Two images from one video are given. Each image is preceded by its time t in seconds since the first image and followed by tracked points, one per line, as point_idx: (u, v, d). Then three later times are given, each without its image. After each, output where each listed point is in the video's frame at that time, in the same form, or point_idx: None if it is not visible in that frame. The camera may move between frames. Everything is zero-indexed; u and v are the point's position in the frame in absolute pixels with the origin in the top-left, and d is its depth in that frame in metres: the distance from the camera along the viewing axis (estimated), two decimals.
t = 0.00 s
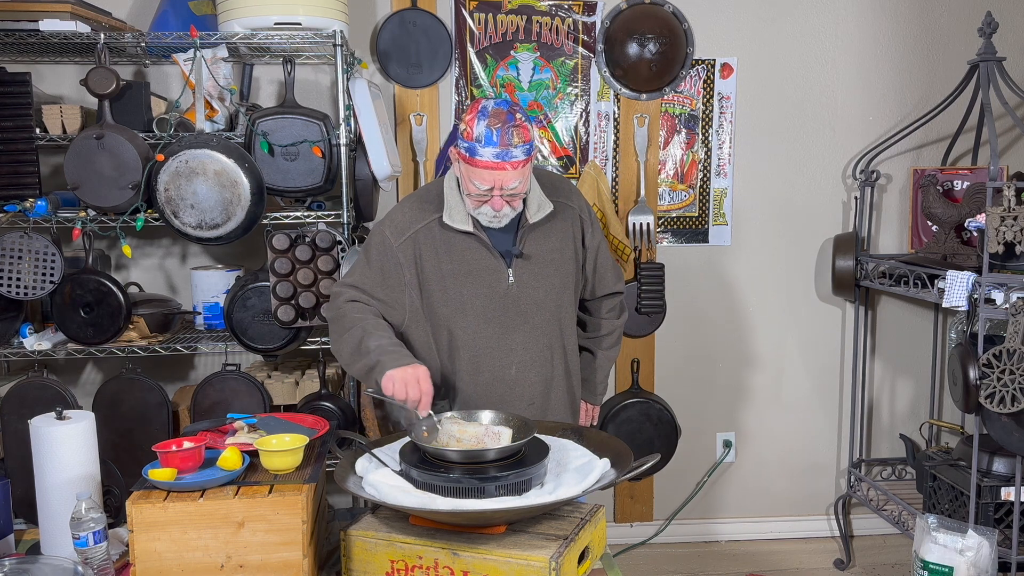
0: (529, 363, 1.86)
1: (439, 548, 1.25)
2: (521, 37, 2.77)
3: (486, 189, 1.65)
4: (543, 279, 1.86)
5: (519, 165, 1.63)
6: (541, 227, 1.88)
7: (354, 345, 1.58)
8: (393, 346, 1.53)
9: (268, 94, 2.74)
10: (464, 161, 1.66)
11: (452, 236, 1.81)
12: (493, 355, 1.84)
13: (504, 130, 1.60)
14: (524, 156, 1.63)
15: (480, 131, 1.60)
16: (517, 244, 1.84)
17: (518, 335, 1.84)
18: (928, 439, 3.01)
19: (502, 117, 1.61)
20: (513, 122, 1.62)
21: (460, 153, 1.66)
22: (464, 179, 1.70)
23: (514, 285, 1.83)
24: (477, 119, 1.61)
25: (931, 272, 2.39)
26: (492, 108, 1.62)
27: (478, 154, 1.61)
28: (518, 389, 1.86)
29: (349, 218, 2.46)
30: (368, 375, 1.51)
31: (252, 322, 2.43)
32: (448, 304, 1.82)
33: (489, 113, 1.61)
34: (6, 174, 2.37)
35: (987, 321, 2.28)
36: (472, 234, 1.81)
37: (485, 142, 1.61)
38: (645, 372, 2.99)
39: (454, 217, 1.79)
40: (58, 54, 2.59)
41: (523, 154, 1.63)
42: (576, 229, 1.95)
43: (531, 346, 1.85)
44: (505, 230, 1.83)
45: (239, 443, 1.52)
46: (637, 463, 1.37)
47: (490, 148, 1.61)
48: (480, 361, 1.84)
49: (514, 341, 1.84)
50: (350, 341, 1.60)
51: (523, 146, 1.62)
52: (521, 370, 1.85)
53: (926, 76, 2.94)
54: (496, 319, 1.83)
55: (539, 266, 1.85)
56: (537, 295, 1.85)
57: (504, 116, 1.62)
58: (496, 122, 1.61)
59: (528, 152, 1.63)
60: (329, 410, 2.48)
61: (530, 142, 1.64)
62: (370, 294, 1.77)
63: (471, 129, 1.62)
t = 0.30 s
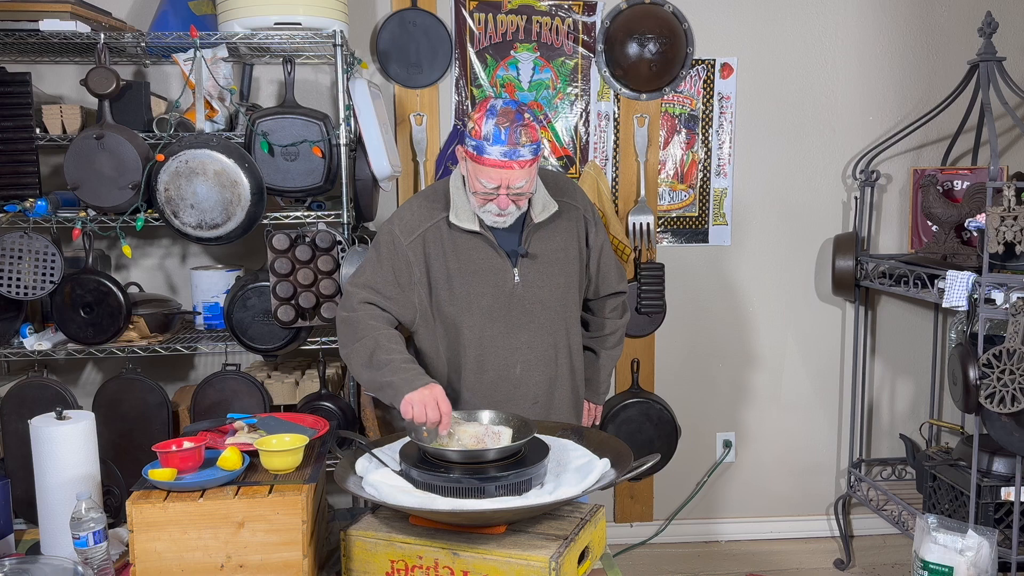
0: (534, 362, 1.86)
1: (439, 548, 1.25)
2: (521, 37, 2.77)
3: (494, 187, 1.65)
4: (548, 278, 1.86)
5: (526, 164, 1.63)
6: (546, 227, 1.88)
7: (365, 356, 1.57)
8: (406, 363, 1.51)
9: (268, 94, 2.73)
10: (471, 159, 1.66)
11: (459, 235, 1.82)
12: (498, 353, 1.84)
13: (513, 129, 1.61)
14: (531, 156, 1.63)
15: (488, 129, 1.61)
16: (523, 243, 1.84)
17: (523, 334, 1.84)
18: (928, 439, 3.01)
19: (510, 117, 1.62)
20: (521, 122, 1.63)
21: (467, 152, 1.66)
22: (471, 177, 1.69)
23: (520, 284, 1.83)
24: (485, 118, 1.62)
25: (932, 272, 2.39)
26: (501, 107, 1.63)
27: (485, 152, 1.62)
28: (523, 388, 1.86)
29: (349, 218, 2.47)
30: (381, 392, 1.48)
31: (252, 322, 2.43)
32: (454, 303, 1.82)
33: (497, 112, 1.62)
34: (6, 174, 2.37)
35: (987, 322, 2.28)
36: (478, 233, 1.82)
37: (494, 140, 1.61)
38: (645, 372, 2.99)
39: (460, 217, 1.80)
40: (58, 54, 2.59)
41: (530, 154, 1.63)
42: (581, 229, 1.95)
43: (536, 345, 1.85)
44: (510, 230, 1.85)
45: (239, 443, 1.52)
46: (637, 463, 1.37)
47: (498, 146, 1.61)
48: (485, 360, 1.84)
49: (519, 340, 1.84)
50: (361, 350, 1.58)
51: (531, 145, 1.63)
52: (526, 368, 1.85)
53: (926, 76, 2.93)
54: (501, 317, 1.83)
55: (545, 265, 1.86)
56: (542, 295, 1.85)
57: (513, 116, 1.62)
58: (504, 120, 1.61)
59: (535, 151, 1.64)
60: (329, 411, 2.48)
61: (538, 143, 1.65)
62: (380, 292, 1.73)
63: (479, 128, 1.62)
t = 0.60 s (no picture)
0: (541, 362, 1.86)
1: (439, 548, 1.25)
2: (521, 37, 2.77)
3: (500, 185, 1.66)
4: (555, 278, 1.86)
5: (534, 164, 1.63)
6: (553, 227, 1.88)
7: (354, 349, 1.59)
8: (392, 355, 1.54)
9: (268, 94, 2.73)
10: (478, 157, 1.66)
11: (465, 234, 1.82)
12: (504, 352, 1.84)
13: (521, 127, 1.60)
14: (539, 155, 1.63)
15: (497, 127, 1.60)
16: (530, 243, 1.84)
17: (529, 333, 1.84)
18: (928, 439, 3.01)
19: (519, 115, 1.61)
20: (530, 120, 1.62)
21: (476, 149, 1.66)
22: (478, 174, 1.70)
23: (526, 284, 1.83)
24: (495, 116, 1.61)
25: (932, 272, 2.39)
26: (511, 106, 1.62)
27: (493, 150, 1.62)
28: (529, 387, 1.86)
29: (349, 218, 2.47)
30: (366, 384, 1.51)
31: (252, 322, 2.43)
32: (459, 302, 1.82)
33: (507, 110, 1.62)
34: (6, 174, 2.37)
35: (987, 322, 2.28)
36: (485, 233, 1.81)
37: (502, 138, 1.60)
38: (645, 372, 2.99)
39: (467, 216, 1.79)
40: (58, 54, 2.59)
41: (538, 153, 1.63)
42: (586, 229, 1.95)
43: (542, 345, 1.85)
44: (517, 230, 1.84)
45: (239, 443, 1.52)
46: (637, 463, 1.37)
47: (507, 144, 1.61)
48: (492, 359, 1.84)
49: (526, 340, 1.84)
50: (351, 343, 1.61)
51: (539, 145, 1.63)
52: (532, 368, 1.85)
53: (926, 76, 2.93)
54: (508, 316, 1.83)
55: (552, 265, 1.86)
56: (549, 295, 1.85)
57: (522, 114, 1.62)
58: (514, 119, 1.61)
59: (543, 151, 1.64)
60: (329, 411, 2.49)
61: (546, 142, 1.64)
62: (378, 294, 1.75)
63: (488, 126, 1.61)
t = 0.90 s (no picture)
0: (534, 362, 1.86)
1: (439, 548, 1.25)
2: (521, 37, 2.77)
3: (494, 183, 1.66)
4: (550, 277, 1.86)
5: (526, 162, 1.64)
6: (549, 226, 1.88)
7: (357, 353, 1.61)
8: (396, 358, 1.55)
9: (268, 94, 2.74)
10: (472, 156, 1.67)
11: (460, 233, 1.82)
12: (498, 352, 1.84)
13: (513, 125, 1.61)
14: (532, 153, 1.64)
15: (489, 125, 1.61)
16: (524, 242, 1.84)
17: (524, 333, 1.84)
18: (928, 439, 3.01)
19: (511, 113, 1.62)
20: (522, 119, 1.63)
21: (468, 148, 1.67)
22: (472, 173, 1.70)
23: (520, 283, 1.83)
24: (487, 114, 1.62)
25: (932, 272, 2.39)
26: (502, 104, 1.64)
27: (486, 148, 1.62)
28: (523, 386, 1.86)
29: (349, 218, 2.47)
30: (370, 387, 1.53)
31: (252, 322, 2.43)
32: (455, 301, 1.82)
33: (499, 109, 1.63)
34: (6, 174, 2.37)
35: (987, 322, 2.28)
36: (480, 232, 1.82)
37: (494, 136, 1.61)
38: (645, 372, 2.99)
39: (462, 215, 1.79)
40: (58, 54, 2.59)
41: (531, 151, 1.64)
42: (584, 227, 1.94)
43: (537, 344, 1.85)
44: (511, 228, 1.84)
45: (239, 443, 1.52)
46: (637, 463, 1.37)
47: (498, 142, 1.61)
48: (485, 358, 1.83)
49: (520, 339, 1.84)
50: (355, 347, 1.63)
51: (531, 142, 1.63)
52: (526, 367, 1.85)
53: (927, 76, 2.93)
54: (502, 315, 1.83)
55: (545, 264, 1.85)
56: (544, 294, 1.85)
57: (514, 113, 1.63)
58: (505, 117, 1.62)
59: (535, 149, 1.64)
60: (329, 410, 2.49)
61: (539, 140, 1.65)
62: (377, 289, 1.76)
63: (480, 124, 1.63)
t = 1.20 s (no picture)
0: (533, 360, 1.86)
1: (439, 548, 1.25)
2: (521, 37, 2.77)
3: (490, 184, 1.66)
4: (547, 276, 1.86)
5: (523, 161, 1.63)
6: (546, 225, 1.88)
7: (352, 344, 1.61)
8: (394, 355, 1.55)
9: (268, 94, 2.74)
10: (469, 156, 1.67)
11: (457, 233, 1.82)
12: (496, 351, 1.84)
13: (510, 125, 1.61)
14: (529, 152, 1.63)
15: (485, 125, 1.61)
16: (522, 241, 1.84)
17: (521, 332, 1.84)
18: (928, 439, 3.01)
19: (507, 113, 1.62)
20: (519, 118, 1.63)
21: (466, 148, 1.66)
22: (469, 173, 1.70)
23: (518, 282, 1.83)
24: (483, 114, 1.63)
25: (932, 272, 2.39)
26: (499, 104, 1.64)
27: (483, 148, 1.62)
28: (521, 386, 1.86)
29: (349, 218, 2.47)
30: (365, 376, 1.53)
31: (252, 321, 2.43)
32: (453, 300, 1.82)
33: (495, 109, 1.63)
34: (6, 174, 2.37)
35: (987, 322, 2.28)
36: (476, 232, 1.82)
37: (491, 137, 1.61)
38: (645, 372, 2.99)
39: (459, 215, 1.79)
40: (58, 54, 2.59)
41: (528, 150, 1.63)
42: (581, 226, 1.94)
43: (534, 343, 1.85)
44: (509, 228, 1.84)
45: (239, 443, 1.52)
46: (637, 463, 1.37)
47: (495, 142, 1.61)
48: (483, 357, 1.84)
49: (518, 338, 1.85)
50: (349, 340, 1.63)
51: (528, 142, 1.63)
52: (524, 366, 1.85)
53: (927, 76, 2.93)
54: (500, 315, 1.83)
55: (543, 263, 1.85)
56: (541, 293, 1.85)
57: (510, 112, 1.63)
58: (502, 117, 1.62)
59: (532, 148, 1.64)
60: (329, 410, 2.49)
61: (536, 140, 1.65)
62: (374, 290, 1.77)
63: (477, 124, 1.63)
